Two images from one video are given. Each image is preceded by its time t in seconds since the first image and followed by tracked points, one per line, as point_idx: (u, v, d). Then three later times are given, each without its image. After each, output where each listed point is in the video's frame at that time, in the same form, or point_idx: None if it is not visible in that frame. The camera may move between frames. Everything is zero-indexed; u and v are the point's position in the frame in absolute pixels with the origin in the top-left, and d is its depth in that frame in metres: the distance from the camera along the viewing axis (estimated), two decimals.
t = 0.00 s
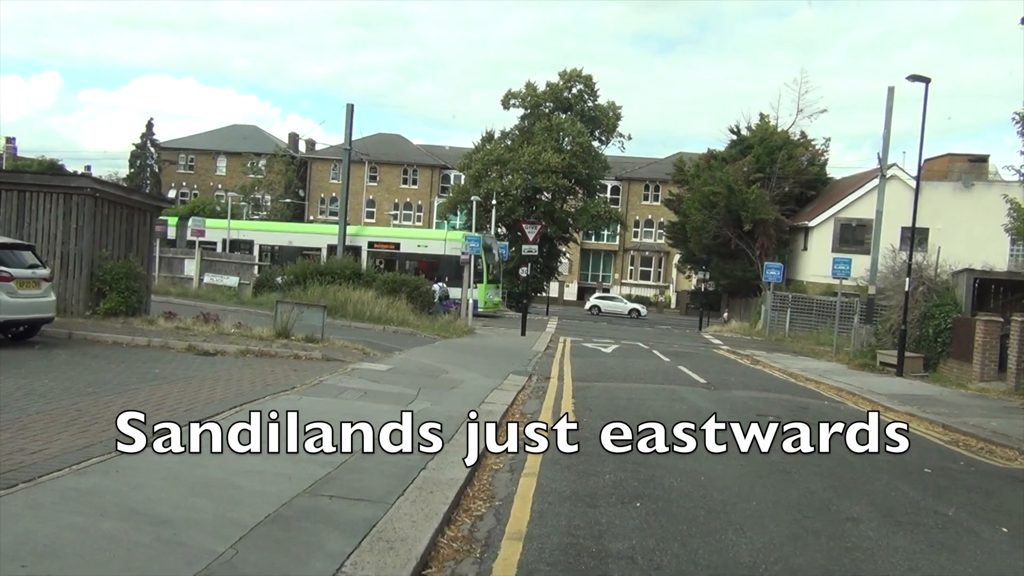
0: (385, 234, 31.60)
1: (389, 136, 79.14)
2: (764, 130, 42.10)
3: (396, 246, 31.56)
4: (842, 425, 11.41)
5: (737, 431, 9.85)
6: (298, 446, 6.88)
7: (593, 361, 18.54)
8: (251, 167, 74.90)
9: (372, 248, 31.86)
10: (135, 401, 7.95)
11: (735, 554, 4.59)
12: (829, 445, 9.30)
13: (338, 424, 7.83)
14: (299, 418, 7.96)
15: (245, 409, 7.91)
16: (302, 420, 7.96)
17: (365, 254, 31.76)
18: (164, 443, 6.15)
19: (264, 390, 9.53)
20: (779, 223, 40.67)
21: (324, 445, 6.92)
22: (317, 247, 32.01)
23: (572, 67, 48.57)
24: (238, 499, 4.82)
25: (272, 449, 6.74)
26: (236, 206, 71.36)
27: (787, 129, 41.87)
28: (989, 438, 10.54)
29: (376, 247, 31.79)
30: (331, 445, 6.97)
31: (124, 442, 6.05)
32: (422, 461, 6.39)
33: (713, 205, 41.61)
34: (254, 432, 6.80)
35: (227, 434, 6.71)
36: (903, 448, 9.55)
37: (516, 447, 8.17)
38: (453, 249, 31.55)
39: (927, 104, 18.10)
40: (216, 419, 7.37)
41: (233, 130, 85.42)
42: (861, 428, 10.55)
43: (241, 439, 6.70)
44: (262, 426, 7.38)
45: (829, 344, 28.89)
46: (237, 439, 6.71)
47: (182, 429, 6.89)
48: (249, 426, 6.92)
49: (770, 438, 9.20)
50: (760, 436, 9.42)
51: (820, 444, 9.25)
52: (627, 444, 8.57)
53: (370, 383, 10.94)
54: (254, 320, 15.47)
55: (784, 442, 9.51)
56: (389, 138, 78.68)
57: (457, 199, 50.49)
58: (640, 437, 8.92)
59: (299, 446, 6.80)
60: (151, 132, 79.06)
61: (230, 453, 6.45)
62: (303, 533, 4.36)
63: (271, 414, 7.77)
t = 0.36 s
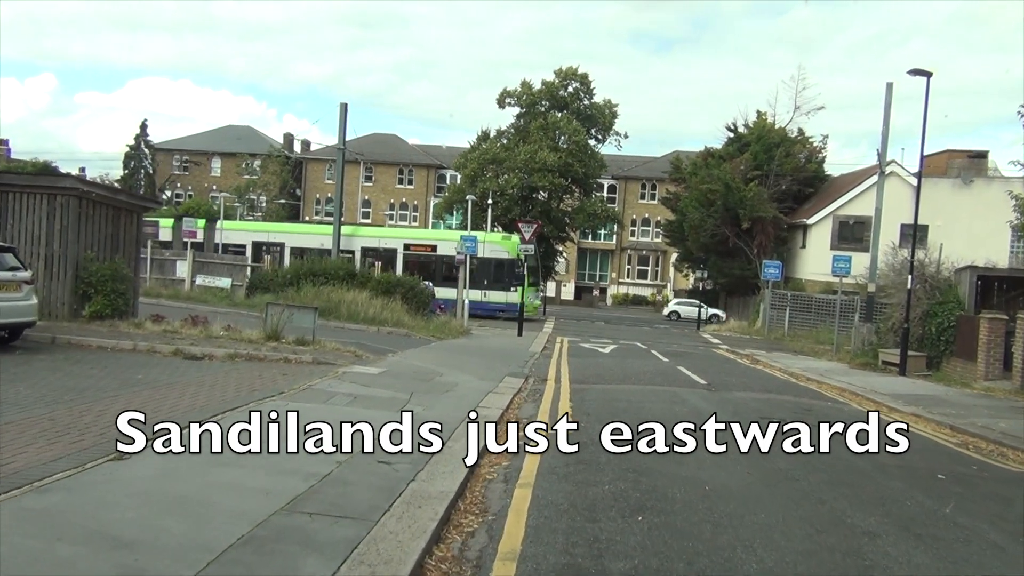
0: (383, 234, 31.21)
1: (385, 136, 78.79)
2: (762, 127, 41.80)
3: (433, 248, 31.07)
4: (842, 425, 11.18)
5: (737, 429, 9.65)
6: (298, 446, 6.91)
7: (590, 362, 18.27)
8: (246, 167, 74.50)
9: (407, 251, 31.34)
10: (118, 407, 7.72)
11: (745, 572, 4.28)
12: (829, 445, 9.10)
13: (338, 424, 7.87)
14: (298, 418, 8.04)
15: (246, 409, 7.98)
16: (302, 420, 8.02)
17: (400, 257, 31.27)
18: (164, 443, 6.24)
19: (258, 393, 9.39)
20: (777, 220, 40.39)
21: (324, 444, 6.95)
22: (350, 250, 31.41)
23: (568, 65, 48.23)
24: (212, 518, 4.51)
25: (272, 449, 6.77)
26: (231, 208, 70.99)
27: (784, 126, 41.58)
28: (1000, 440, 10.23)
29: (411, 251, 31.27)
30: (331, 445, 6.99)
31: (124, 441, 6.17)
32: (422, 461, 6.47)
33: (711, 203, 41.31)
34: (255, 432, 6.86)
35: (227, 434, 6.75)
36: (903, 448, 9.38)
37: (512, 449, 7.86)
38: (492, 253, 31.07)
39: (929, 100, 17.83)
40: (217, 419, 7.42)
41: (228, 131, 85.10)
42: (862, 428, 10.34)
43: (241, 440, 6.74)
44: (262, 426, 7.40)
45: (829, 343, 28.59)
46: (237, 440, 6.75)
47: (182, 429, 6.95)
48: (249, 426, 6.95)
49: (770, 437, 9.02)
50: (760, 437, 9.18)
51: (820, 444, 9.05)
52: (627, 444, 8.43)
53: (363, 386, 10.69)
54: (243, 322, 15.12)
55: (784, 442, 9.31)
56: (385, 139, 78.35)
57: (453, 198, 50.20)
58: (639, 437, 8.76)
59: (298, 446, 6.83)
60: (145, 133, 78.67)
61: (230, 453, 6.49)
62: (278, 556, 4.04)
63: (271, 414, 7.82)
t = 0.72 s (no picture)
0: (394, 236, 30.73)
1: (383, 136, 78.53)
2: (762, 124, 41.46)
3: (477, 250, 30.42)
4: (844, 424, 10.90)
5: (739, 428, 9.37)
6: (298, 446, 6.92)
7: (590, 363, 17.95)
8: (243, 168, 74.19)
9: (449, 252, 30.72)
10: (99, 414, 7.44)
11: None
12: (831, 446, 8.85)
13: (339, 423, 7.88)
14: (299, 418, 8.09)
15: (247, 410, 8.07)
16: (303, 420, 8.08)
17: (442, 259, 30.68)
18: (165, 443, 6.27)
19: (253, 397, 9.22)
20: (778, 218, 40.06)
21: (324, 445, 6.96)
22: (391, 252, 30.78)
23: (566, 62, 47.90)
24: (180, 542, 4.16)
25: (272, 449, 6.78)
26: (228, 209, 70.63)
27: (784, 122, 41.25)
28: (1014, 442, 9.88)
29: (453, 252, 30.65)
30: (331, 445, 7.00)
31: (124, 442, 6.23)
32: (423, 460, 6.58)
33: (711, 201, 41.01)
34: (255, 431, 6.87)
35: (227, 433, 6.78)
36: (903, 448, 9.15)
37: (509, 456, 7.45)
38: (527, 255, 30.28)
39: (934, 94, 17.48)
40: (219, 419, 7.44)
41: (226, 132, 84.83)
42: (863, 428, 10.09)
43: (241, 440, 6.74)
44: (262, 426, 7.43)
45: (831, 342, 28.18)
46: (237, 439, 6.76)
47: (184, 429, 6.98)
48: (249, 425, 6.95)
49: (770, 437, 8.78)
50: (760, 436, 8.92)
51: (820, 444, 8.80)
52: (627, 445, 8.24)
53: (358, 390, 10.37)
54: (234, 324, 14.73)
55: (783, 441, 9.10)
56: (382, 139, 78.07)
57: (451, 197, 49.92)
58: (639, 436, 8.57)
59: (299, 446, 6.85)
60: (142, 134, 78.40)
61: (230, 454, 6.51)
62: None
63: (271, 414, 7.88)
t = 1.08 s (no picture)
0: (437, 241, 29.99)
1: (381, 138, 78.23)
2: (763, 123, 41.08)
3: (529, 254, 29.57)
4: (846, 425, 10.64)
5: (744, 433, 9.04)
6: (298, 446, 7.07)
7: (589, 366, 17.62)
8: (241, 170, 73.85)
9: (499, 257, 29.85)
10: (79, 423, 7.11)
11: None
12: (831, 446, 8.60)
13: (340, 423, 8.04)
14: (300, 418, 8.25)
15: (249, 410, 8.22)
16: (304, 419, 8.23)
17: (492, 264, 29.82)
18: (164, 442, 6.42)
19: (246, 403, 9.01)
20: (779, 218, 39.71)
21: (324, 444, 7.11)
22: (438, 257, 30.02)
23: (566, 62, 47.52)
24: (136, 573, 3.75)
25: (272, 449, 6.94)
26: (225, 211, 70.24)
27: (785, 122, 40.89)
28: None
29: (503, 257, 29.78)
30: (331, 445, 7.15)
31: (125, 441, 6.39)
32: (427, 459, 6.83)
33: (712, 201, 40.65)
34: (255, 431, 7.01)
35: (228, 433, 6.90)
36: (904, 448, 8.97)
37: (507, 468, 6.99)
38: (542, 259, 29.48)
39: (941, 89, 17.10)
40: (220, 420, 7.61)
41: (223, 135, 84.54)
42: (864, 428, 9.86)
43: (242, 439, 6.87)
44: (263, 426, 7.58)
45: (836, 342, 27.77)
46: (237, 439, 6.89)
47: (184, 429, 7.15)
48: (249, 425, 7.08)
49: (770, 437, 8.56)
50: (760, 437, 8.70)
51: (821, 444, 8.55)
52: (627, 445, 8.14)
53: (351, 397, 10.01)
54: (224, 328, 14.32)
55: (784, 439, 8.89)
56: (381, 140, 77.74)
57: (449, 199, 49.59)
58: (639, 436, 8.48)
59: (298, 446, 7.00)
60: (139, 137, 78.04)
61: (230, 454, 6.66)
62: None
63: (272, 414, 8.03)
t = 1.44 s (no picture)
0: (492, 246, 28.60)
1: (381, 140, 77.85)
2: (766, 128, 40.69)
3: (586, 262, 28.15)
4: (846, 427, 10.72)
5: (752, 444, 8.62)
6: (299, 446, 6.92)
7: (588, 372, 17.17)
8: (240, 169, 73.30)
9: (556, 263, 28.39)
10: (43, 427, 6.62)
11: None
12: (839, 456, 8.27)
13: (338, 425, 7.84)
14: (299, 418, 8.12)
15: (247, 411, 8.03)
16: (303, 420, 8.07)
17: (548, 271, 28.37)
18: (164, 442, 6.22)
19: (234, 405, 8.72)
20: (781, 225, 39.28)
21: (324, 445, 6.97)
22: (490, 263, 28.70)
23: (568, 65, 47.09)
24: None
25: (273, 449, 6.78)
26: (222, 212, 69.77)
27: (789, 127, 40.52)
28: None
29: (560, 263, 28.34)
30: (331, 445, 7.01)
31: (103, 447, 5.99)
32: (425, 464, 6.63)
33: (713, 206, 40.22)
34: (256, 431, 6.84)
35: (227, 433, 6.73)
36: (903, 449, 9.55)
37: (501, 484, 6.48)
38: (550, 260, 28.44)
39: (954, 93, 16.69)
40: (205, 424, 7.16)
41: (222, 134, 84.14)
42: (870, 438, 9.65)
43: (242, 440, 6.70)
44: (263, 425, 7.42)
45: (839, 351, 27.37)
46: (238, 440, 6.71)
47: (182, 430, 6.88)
48: (249, 425, 6.92)
49: (770, 438, 8.74)
50: (760, 436, 8.91)
51: (820, 445, 8.78)
52: (628, 444, 8.26)
53: (341, 404, 9.50)
54: (212, 328, 13.84)
55: (783, 441, 9.07)
56: (381, 142, 77.36)
57: (449, 201, 49.17)
58: (640, 436, 8.56)
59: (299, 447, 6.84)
60: (137, 135, 77.57)
61: (231, 454, 6.48)
62: None
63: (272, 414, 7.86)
